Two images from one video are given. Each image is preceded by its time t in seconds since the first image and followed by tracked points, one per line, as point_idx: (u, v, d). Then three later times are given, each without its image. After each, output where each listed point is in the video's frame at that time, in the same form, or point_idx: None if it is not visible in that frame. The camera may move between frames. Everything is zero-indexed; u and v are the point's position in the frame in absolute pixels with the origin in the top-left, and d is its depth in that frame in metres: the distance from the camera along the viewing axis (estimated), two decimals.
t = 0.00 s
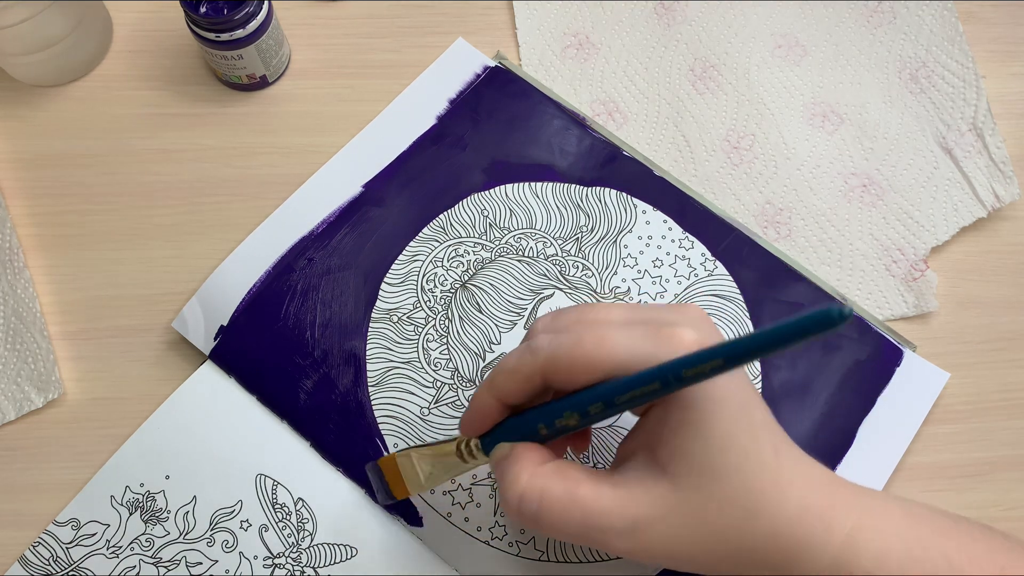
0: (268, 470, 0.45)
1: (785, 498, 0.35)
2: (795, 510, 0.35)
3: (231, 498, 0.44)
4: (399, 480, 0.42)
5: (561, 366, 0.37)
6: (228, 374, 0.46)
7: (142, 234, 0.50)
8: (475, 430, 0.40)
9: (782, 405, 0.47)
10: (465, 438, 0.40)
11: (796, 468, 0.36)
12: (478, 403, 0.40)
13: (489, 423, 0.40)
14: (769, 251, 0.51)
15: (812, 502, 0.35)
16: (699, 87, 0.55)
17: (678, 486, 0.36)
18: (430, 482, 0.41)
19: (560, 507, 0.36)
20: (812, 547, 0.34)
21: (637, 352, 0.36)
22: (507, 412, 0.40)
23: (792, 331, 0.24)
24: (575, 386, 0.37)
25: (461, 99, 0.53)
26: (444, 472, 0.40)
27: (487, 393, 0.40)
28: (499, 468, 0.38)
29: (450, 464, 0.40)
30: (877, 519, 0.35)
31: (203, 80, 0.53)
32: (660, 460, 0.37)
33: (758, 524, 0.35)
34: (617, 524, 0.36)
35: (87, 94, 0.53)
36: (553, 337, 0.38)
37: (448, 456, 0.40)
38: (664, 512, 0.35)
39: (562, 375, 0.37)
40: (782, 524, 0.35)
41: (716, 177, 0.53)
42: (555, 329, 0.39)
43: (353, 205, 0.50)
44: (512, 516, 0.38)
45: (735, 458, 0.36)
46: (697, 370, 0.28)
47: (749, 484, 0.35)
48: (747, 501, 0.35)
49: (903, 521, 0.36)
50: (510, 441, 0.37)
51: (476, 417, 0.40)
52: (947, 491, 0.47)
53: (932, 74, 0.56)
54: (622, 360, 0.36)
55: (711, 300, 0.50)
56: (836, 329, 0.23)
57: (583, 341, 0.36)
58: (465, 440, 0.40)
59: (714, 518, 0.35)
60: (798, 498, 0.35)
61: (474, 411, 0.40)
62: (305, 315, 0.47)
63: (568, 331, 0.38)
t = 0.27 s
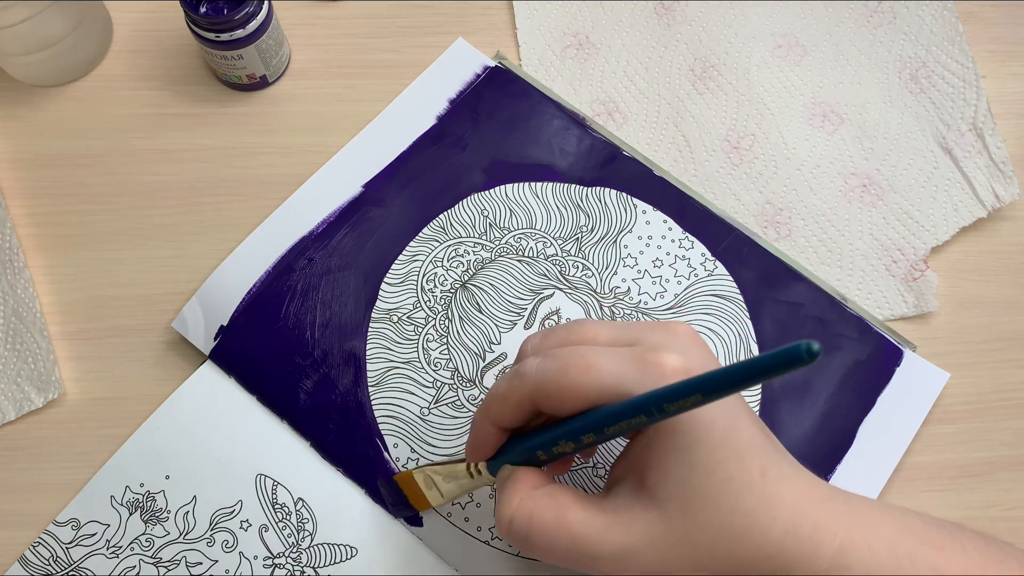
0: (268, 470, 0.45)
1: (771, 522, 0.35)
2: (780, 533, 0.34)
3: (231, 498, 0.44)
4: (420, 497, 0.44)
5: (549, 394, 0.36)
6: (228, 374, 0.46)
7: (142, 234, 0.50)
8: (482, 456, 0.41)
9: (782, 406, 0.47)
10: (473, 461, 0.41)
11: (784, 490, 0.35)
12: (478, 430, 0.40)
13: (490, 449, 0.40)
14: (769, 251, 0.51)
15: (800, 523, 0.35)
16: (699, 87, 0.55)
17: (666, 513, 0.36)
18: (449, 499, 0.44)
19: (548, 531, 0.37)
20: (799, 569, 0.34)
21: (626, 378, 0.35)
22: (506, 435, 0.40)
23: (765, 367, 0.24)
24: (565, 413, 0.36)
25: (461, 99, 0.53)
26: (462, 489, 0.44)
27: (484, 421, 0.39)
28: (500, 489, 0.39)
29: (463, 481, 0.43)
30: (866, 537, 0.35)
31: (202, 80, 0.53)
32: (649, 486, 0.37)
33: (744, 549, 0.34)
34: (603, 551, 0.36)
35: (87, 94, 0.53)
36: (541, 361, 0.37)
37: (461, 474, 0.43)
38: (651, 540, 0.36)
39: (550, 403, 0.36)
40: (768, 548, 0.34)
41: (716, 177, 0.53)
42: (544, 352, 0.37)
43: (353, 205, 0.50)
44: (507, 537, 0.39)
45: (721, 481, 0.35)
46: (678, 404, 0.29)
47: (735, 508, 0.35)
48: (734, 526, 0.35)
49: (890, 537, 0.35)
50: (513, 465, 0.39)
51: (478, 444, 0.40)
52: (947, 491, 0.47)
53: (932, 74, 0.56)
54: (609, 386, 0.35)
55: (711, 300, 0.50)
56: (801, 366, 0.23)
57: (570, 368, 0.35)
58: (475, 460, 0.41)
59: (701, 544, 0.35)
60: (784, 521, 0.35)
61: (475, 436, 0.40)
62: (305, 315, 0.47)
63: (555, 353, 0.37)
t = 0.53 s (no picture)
0: (268, 470, 0.45)
1: (772, 521, 0.35)
2: (781, 532, 0.35)
3: (231, 498, 0.44)
4: (407, 498, 0.43)
5: (546, 391, 0.35)
6: (228, 374, 0.46)
7: (142, 234, 0.50)
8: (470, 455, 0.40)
9: (782, 406, 0.47)
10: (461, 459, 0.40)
11: (784, 488, 0.35)
12: (467, 427, 0.39)
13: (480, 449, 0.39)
14: (769, 251, 0.51)
15: (799, 521, 0.35)
16: (699, 87, 0.55)
17: (668, 515, 0.35)
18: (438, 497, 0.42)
19: (548, 534, 0.36)
20: (799, 568, 0.34)
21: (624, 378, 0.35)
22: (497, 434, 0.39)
23: (771, 362, 0.24)
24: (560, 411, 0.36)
25: (461, 99, 0.53)
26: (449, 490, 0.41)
27: (474, 418, 0.39)
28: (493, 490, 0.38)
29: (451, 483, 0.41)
30: (864, 535, 0.35)
31: (202, 80, 0.53)
32: (648, 488, 0.36)
33: (746, 550, 0.35)
34: (606, 555, 0.35)
35: (88, 94, 0.53)
36: (537, 357, 0.37)
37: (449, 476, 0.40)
38: (654, 542, 0.35)
39: (546, 400, 0.36)
40: (769, 548, 0.34)
41: (716, 177, 0.53)
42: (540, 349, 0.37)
43: (353, 205, 0.50)
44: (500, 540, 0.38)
45: (722, 481, 0.35)
46: (679, 401, 0.29)
47: (737, 508, 0.35)
48: (736, 526, 0.35)
49: (889, 535, 0.35)
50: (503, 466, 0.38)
51: (467, 443, 0.39)
52: (947, 491, 0.47)
53: (932, 74, 0.56)
54: (606, 385, 0.35)
55: (711, 300, 0.50)
56: (811, 362, 0.23)
57: (567, 365, 0.35)
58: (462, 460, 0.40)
59: (703, 546, 0.35)
60: (785, 519, 0.35)
61: (464, 435, 0.39)
62: (305, 315, 0.47)
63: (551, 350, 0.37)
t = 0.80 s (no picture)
0: (269, 470, 0.45)
1: (775, 522, 0.35)
2: (784, 533, 0.35)
3: (231, 498, 0.44)
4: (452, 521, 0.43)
5: (550, 394, 0.36)
6: (228, 374, 0.46)
7: (142, 234, 0.50)
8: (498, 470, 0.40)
9: (782, 405, 0.47)
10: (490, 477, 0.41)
11: (786, 488, 0.36)
12: (490, 443, 0.40)
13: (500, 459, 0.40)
14: (769, 251, 0.51)
15: (801, 522, 0.35)
16: (699, 87, 0.55)
17: (676, 519, 0.35)
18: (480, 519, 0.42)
19: (557, 538, 0.35)
20: (801, 569, 0.34)
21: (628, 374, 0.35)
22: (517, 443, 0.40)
23: (754, 333, 0.24)
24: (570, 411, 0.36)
25: (461, 99, 0.53)
26: (483, 509, 0.41)
27: (495, 432, 0.39)
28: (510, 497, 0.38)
29: (485, 501, 0.41)
30: (863, 536, 0.35)
31: (202, 80, 0.53)
32: (655, 492, 0.36)
33: (750, 551, 0.34)
34: (615, 560, 0.34)
35: (88, 94, 0.53)
36: (538, 359, 0.37)
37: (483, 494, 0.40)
38: (662, 546, 0.35)
39: (553, 403, 0.36)
40: (773, 550, 0.34)
41: (716, 177, 0.53)
42: (541, 350, 0.38)
43: (353, 205, 0.50)
44: (512, 546, 0.38)
45: (727, 483, 0.35)
46: (675, 386, 0.29)
47: (741, 510, 0.35)
48: (740, 528, 0.35)
49: (888, 535, 0.35)
50: (527, 472, 0.38)
51: (492, 458, 0.40)
52: (947, 491, 0.47)
53: (932, 74, 0.56)
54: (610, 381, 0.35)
55: (711, 300, 0.50)
56: (787, 328, 0.23)
57: (568, 365, 0.35)
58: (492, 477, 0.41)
59: (709, 549, 0.34)
60: (787, 520, 0.35)
61: (488, 449, 0.40)
62: (305, 315, 0.47)
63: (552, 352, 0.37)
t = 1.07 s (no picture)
0: (269, 470, 0.45)
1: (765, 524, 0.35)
2: (774, 536, 0.35)
3: (231, 498, 0.44)
4: (424, 505, 0.43)
5: (544, 396, 0.36)
6: (228, 374, 0.46)
7: (142, 234, 0.50)
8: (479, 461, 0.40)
9: (782, 406, 0.47)
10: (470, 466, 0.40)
11: (777, 490, 0.36)
12: (476, 436, 0.39)
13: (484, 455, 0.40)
14: (769, 251, 0.51)
15: (792, 524, 0.35)
16: (699, 87, 0.55)
17: (664, 519, 0.35)
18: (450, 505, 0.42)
19: (545, 536, 0.36)
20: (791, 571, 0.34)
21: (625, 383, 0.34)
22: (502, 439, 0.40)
23: (759, 359, 0.24)
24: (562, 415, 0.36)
25: (461, 99, 0.53)
26: (461, 497, 0.41)
27: (481, 426, 0.39)
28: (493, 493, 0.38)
29: (464, 489, 0.40)
30: (856, 538, 0.35)
31: (202, 80, 0.53)
32: (645, 492, 0.36)
33: (739, 553, 0.35)
34: (602, 559, 0.35)
35: (88, 94, 0.53)
36: (536, 362, 0.37)
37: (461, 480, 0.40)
38: (650, 546, 0.35)
39: (545, 405, 0.36)
40: (763, 551, 0.34)
41: (716, 177, 0.53)
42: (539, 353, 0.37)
43: (353, 205, 0.50)
44: (501, 543, 0.38)
45: (717, 484, 0.35)
46: (671, 401, 0.29)
47: (731, 512, 0.35)
48: (729, 530, 0.35)
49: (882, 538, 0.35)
50: (508, 470, 0.38)
51: (474, 451, 0.40)
52: (947, 491, 0.47)
53: (932, 74, 0.56)
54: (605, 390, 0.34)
55: (711, 300, 0.50)
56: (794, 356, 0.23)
57: (565, 370, 0.35)
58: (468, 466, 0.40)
59: (698, 551, 0.35)
60: (778, 523, 0.35)
61: (472, 442, 0.40)
62: (305, 315, 0.47)
63: (548, 354, 0.37)
